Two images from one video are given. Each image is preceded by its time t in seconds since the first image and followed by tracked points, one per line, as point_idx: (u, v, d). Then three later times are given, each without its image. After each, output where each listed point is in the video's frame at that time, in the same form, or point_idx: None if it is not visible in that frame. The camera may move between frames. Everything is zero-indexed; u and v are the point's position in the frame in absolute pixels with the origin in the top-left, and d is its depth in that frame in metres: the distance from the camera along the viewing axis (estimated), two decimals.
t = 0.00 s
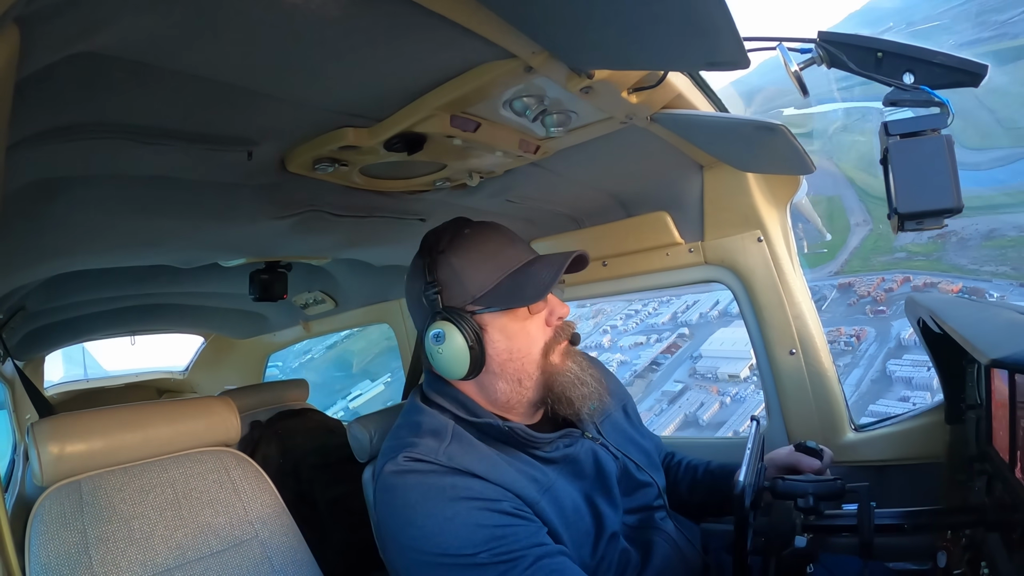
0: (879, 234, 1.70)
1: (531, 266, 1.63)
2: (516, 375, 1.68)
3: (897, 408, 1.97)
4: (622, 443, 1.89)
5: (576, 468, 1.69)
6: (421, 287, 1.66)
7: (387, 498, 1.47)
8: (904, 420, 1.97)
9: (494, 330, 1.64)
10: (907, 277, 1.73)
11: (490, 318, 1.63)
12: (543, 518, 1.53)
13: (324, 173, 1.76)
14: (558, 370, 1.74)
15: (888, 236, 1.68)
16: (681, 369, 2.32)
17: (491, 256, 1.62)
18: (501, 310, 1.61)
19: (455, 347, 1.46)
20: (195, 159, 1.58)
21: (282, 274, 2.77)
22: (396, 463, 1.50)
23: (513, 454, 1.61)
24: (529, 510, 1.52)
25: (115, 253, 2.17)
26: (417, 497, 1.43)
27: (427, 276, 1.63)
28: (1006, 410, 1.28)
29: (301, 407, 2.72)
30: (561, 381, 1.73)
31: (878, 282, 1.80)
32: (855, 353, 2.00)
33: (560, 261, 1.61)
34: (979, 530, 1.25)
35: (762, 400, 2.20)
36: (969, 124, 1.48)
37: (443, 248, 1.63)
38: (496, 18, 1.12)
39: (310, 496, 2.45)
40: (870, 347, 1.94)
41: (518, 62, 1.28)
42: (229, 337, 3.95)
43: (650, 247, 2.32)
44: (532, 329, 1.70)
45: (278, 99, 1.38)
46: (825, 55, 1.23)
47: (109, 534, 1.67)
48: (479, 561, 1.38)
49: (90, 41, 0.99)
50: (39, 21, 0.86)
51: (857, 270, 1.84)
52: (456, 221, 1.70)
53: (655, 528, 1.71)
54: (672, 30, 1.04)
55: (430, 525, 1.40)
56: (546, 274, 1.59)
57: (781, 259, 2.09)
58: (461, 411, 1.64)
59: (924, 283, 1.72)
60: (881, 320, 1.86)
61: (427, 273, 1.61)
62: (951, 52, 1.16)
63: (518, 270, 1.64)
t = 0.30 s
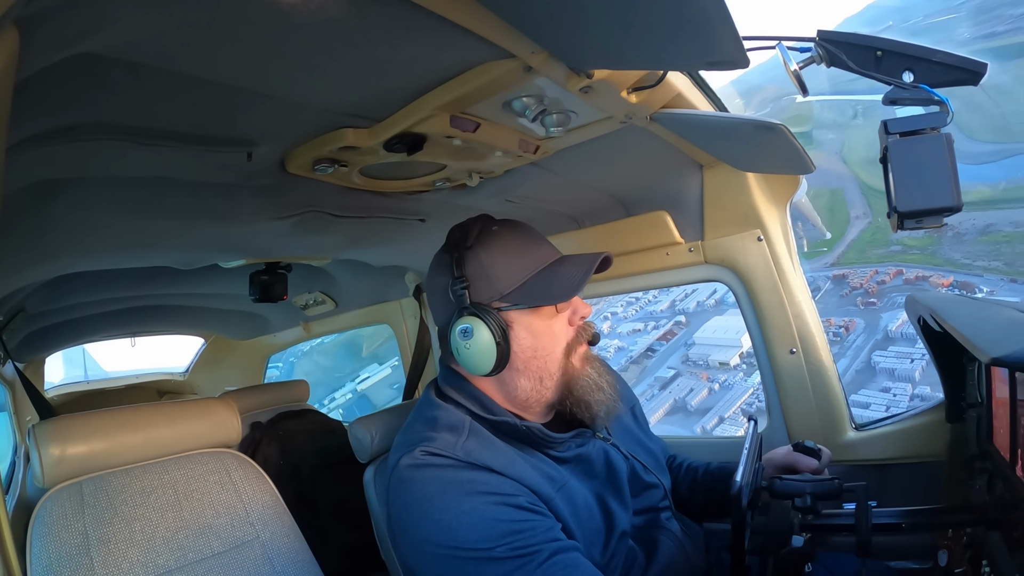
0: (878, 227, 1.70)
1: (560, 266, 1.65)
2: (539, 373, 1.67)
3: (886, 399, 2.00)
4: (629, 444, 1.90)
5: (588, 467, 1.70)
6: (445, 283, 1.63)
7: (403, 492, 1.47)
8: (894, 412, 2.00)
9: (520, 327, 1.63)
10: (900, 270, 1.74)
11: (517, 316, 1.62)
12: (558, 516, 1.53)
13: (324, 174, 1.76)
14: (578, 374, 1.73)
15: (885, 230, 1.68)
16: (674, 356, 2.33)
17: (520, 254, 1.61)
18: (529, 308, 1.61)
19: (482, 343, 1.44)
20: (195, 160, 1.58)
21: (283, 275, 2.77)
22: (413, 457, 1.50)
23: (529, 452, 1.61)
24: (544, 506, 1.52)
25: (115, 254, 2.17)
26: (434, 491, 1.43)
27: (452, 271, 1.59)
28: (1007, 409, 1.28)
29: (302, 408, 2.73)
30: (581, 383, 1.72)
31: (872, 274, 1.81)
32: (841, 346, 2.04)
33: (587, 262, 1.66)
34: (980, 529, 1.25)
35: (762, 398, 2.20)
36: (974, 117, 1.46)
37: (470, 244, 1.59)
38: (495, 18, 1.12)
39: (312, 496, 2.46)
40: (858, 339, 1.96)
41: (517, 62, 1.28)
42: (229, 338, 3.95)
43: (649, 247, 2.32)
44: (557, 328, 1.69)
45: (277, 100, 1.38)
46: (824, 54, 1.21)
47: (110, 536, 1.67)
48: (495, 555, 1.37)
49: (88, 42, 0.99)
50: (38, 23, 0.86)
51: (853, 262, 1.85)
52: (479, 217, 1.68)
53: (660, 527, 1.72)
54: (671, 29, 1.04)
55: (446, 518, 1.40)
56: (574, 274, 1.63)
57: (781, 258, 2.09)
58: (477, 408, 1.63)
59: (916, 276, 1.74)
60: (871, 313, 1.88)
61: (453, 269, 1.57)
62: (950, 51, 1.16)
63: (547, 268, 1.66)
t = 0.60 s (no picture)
0: (879, 220, 1.68)
1: (566, 265, 1.67)
2: (543, 372, 1.67)
3: (868, 389, 2.02)
4: (631, 444, 1.90)
5: (589, 466, 1.70)
6: (453, 282, 1.62)
7: (408, 484, 1.47)
8: (875, 402, 2.02)
9: (527, 326, 1.63)
10: (896, 262, 1.73)
11: (523, 315, 1.62)
12: (559, 512, 1.53)
13: (324, 175, 1.76)
14: (581, 374, 1.73)
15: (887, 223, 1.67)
16: (670, 341, 2.34)
17: (526, 254, 1.62)
18: (535, 308, 1.62)
19: (489, 341, 1.44)
20: (195, 161, 1.58)
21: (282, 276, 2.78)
22: (418, 450, 1.51)
23: (532, 449, 1.62)
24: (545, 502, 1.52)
25: (115, 256, 2.17)
26: (438, 483, 1.43)
27: (461, 270, 1.59)
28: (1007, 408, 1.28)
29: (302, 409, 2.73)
30: (584, 384, 1.72)
31: (868, 266, 1.80)
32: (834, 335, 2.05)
33: (593, 264, 1.68)
34: (981, 527, 1.25)
35: (762, 397, 2.21)
36: (987, 111, 1.41)
37: (479, 244, 1.60)
38: (494, 18, 1.12)
39: (313, 497, 2.46)
40: (849, 328, 1.97)
41: (517, 62, 1.28)
42: (229, 339, 3.95)
43: (648, 247, 2.32)
44: (562, 328, 1.70)
45: (276, 101, 1.38)
46: (823, 54, 1.21)
47: (111, 537, 1.66)
48: (497, 547, 1.37)
49: (88, 44, 0.99)
50: (37, 25, 0.86)
51: (851, 253, 1.82)
52: (488, 219, 1.68)
53: (661, 527, 1.72)
54: (669, 29, 1.03)
55: (450, 509, 1.40)
56: (579, 275, 1.65)
57: (781, 257, 2.09)
58: (482, 405, 1.63)
59: (911, 269, 1.72)
60: (864, 304, 1.87)
61: (462, 268, 1.58)
62: (948, 50, 1.16)
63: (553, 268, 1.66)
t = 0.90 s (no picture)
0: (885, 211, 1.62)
1: (573, 265, 1.66)
2: (549, 370, 1.67)
3: (854, 374, 2.04)
4: (635, 441, 1.90)
5: (594, 462, 1.70)
6: (461, 280, 1.62)
7: (413, 481, 1.47)
8: (861, 388, 2.03)
9: (534, 325, 1.63)
10: (896, 252, 1.72)
11: (531, 314, 1.62)
12: (564, 510, 1.53)
13: (324, 174, 1.76)
14: (587, 372, 1.73)
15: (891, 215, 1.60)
16: (670, 322, 2.34)
17: (533, 252, 1.62)
18: (542, 306, 1.62)
19: (497, 339, 1.44)
20: (194, 162, 1.58)
21: (282, 276, 2.78)
22: (423, 446, 1.51)
23: (536, 446, 1.62)
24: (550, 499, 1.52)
25: (115, 256, 2.17)
26: (443, 480, 1.43)
27: (468, 268, 1.59)
28: (1007, 408, 1.28)
29: (302, 409, 2.73)
30: (591, 381, 1.72)
31: (869, 255, 1.77)
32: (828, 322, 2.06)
33: (601, 263, 1.68)
34: (980, 527, 1.25)
35: (763, 396, 2.21)
36: (1001, 102, 1.40)
37: (487, 243, 1.59)
38: (494, 18, 1.11)
39: (313, 497, 2.46)
40: (844, 315, 1.97)
41: (517, 61, 1.28)
42: (229, 339, 3.95)
43: (648, 247, 2.32)
44: (569, 327, 1.70)
45: (276, 101, 1.38)
46: (823, 53, 1.20)
47: (110, 536, 1.66)
48: (502, 544, 1.36)
49: (88, 43, 0.99)
50: (37, 25, 0.86)
51: (853, 242, 1.78)
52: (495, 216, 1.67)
53: (665, 526, 1.71)
54: (669, 29, 1.03)
55: (455, 505, 1.40)
56: (588, 274, 1.65)
57: (781, 257, 2.09)
58: (487, 403, 1.63)
59: (911, 259, 1.72)
60: (861, 293, 1.85)
61: (470, 266, 1.57)
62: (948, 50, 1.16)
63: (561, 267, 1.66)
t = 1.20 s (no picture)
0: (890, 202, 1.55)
1: (576, 266, 1.67)
2: (550, 372, 1.67)
3: (847, 357, 2.03)
4: (634, 440, 1.90)
5: (592, 462, 1.70)
6: (463, 280, 1.62)
7: (411, 481, 1.48)
8: (850, 370, 2.03)
9: (535, 326, 1.63)
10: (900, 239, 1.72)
11: (532, 315, 1.62)
12: (561, 511, 1.53)
13: (324, 174, 1.76)
14: (588, 372, 1.73)
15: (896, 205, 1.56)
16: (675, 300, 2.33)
17: (535, 253, 1.62)
18: (544, 307, 1.62)
19: (497, 340, 1.44)
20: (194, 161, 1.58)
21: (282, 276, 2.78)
22: (420, 446, 1.52)
23: (534, 447, 1.62)
24: (547, 500, 1.51)
25: (114, 256, 2.17)
26: (440, 481, 1.44)
27: (469, 269, 1.58)
28: (1007, 409, 1.28)
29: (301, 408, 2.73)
30: (591, 381, 1.72)
31: (873, 241, 1.75)
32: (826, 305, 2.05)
33: (603, 265, 1.70)
34: (979, 527, 1.25)
35: (762, 396, 2.21)
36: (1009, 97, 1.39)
37: (488, 243, 1.59)
38: (493, 18, 1.11)
39: (313, 496, 2.47)
40: (843, 300, 1.95)
41: (517, 61, 1.28)
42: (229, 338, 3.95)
43: (647, 246, 2.33)
44: (570, 329, 1.70)
45: (276, 101, 1.38)
46: (823, 53, 1.21)
47: (109, 535, 1.67)
48: (498, 545, 1.36)
49: (89, 43, 0.99)
50: (37, 24, 0.86)
51: (860, 228, 1.75)
52: (496, 217, 1.68)
53: (664, 526, 1.71)
54: (669, 29, 1.03)
55: (450, 506, 1.40)
56: (591, 279, 1.65)
57: (781, 258, 2.10)
58: (485, 404, 1.63)
59: (914, 246, 1.71)
60: (862, 278, 1.83)
61: (472, 267, 1.56)
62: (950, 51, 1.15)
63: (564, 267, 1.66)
